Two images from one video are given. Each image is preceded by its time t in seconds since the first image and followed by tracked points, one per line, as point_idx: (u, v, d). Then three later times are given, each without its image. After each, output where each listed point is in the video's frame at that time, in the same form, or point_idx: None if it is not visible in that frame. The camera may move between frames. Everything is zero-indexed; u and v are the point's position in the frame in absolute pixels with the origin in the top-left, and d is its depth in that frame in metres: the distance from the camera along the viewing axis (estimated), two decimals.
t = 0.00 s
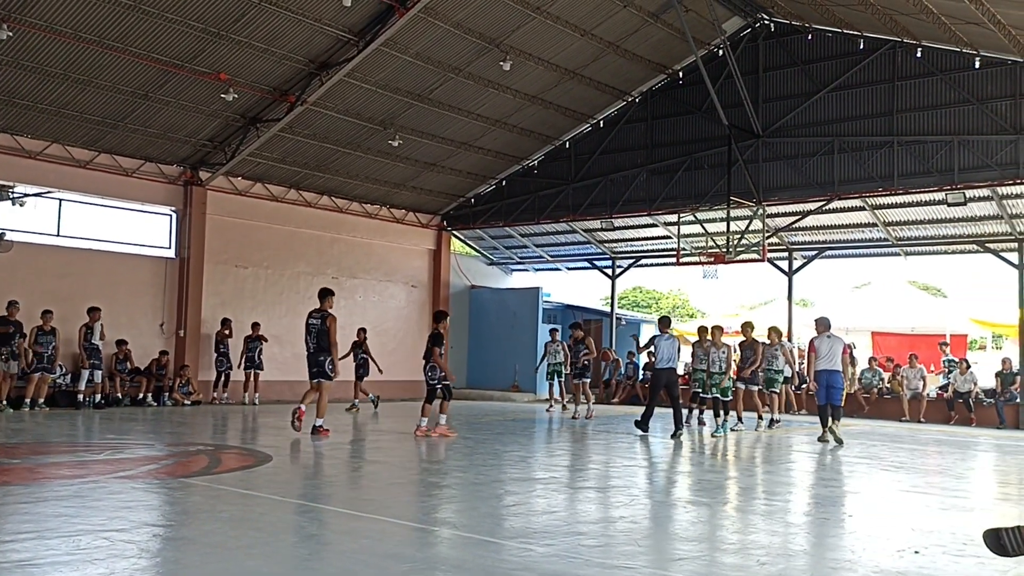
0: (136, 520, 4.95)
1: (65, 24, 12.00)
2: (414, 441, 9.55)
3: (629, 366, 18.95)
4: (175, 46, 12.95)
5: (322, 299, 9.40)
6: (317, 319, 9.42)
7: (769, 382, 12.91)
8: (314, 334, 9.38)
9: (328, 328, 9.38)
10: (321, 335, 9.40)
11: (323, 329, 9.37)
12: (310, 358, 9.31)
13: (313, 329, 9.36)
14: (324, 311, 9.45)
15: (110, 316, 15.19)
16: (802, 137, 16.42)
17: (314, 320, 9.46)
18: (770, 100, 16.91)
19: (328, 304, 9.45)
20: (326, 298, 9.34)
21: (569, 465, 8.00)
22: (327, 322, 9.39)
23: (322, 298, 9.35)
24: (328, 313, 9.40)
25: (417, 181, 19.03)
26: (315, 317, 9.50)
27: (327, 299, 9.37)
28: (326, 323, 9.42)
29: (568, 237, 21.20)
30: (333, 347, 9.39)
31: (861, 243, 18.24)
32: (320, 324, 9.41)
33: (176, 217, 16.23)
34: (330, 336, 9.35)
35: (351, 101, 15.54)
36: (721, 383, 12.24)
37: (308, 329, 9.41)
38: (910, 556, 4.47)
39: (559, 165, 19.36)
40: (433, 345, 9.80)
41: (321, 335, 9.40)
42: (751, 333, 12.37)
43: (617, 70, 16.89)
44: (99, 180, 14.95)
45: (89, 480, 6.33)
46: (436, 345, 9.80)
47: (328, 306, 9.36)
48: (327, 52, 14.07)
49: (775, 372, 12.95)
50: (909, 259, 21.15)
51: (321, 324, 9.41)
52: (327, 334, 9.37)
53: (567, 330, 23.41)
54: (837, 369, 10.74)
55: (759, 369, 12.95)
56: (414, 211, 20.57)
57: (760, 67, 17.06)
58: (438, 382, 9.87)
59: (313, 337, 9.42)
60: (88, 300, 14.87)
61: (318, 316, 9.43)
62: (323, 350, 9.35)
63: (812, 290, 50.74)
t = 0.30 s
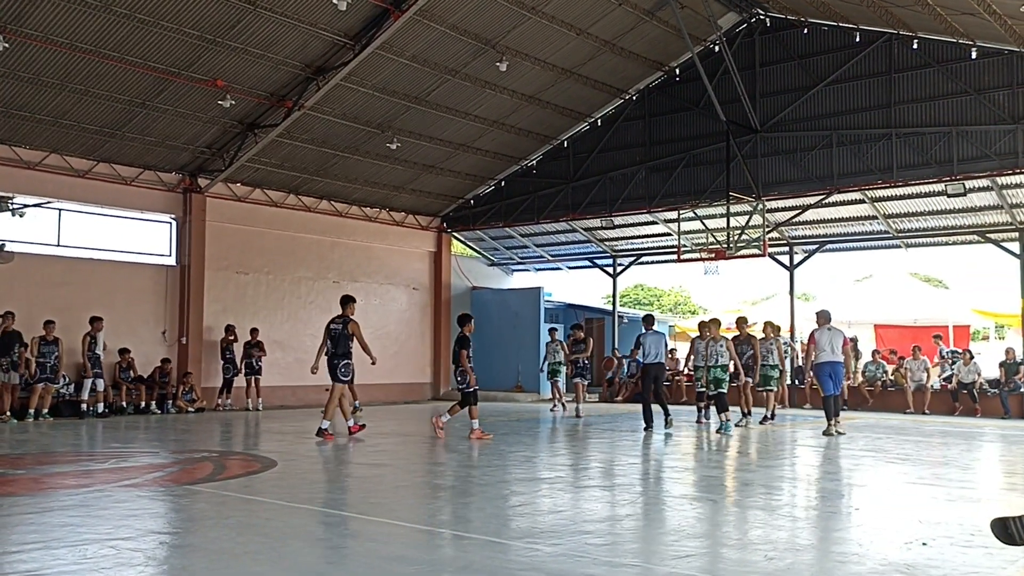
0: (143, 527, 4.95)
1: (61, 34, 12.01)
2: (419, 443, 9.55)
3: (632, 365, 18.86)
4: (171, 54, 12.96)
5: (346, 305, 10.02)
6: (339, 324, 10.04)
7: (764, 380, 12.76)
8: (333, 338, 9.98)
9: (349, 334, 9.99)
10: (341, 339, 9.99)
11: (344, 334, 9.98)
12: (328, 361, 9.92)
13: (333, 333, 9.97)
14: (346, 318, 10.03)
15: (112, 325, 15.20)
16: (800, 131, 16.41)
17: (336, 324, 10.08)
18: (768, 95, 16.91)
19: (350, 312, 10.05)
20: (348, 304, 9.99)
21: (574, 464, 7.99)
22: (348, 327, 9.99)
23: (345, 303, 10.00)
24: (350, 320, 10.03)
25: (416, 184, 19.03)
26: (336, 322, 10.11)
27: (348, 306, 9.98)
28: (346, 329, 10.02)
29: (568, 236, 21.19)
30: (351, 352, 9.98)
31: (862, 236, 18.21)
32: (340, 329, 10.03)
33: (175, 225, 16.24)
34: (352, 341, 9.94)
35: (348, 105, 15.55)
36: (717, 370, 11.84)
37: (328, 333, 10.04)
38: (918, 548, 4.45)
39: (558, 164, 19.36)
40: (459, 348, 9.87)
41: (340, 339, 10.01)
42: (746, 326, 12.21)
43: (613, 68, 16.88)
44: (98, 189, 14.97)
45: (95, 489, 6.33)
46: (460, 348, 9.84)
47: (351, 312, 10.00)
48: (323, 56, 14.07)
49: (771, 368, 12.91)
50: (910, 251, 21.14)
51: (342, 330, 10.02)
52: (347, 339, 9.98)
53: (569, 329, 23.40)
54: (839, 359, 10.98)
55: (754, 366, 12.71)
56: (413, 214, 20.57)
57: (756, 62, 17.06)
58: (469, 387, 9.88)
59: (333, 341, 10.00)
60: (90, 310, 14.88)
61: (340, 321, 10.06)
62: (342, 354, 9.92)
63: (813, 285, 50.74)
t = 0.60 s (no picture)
0: (141, 526, 4.95)
1: (59, 32, 11.99)
2: (417, 443, 9.54)
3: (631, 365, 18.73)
4: (169, 52, 12.94)
5: (361, 304, 10.32)
6: (356, 323, 10.37)
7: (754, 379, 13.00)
8: (352, 337, 10.35)
9: (365, 332, 10.29)
10: (359, 338, 10.35)
11: (361, 333, 10.32)
12: (348, 359, 10.38)
13: (351, 332, 10.35)
14: (363, 316, 10.34)
15: (110, 324, 15.18)
16: (798, 131, 16.42)
17: (354, 323, 10.42)
18: (766, 95, 16.92)
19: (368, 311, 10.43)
20: (363, 304, 10.28)
21: (572, 464, 7.99)
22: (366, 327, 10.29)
23: (360, 303, 10.33)
24: (367, 318, 10.31)
25: (414, 183, 19.02)
26: (354, 320, 10.46)
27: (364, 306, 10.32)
28: (363, 327, 10.32)
29: (566, 235, 21.19)
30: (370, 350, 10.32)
31: (860, 237, 18.22)
32: (358, 327, 10.34)
33: (173, 224, 16.22)
34: (368, 339, 10.26)
35: (346, 104, 15.53)
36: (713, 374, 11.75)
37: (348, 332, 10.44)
38: (916, 548, 4.45)
39: (556, 164, 19.36)
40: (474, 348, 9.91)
41: (358, 337, 10.37)
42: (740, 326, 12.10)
43: (612, 67, 16.88)
44: (96, 187, 14.95)
45: (92, 488, 6.32)
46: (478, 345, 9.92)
47: (366, 312, 10.27)
48: (321, 55, 14.06)
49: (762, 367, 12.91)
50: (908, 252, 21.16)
51: (359, 328, 10.33)
52: (365, 338, 10.30)
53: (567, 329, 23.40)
54: (836, 359, 11.09)
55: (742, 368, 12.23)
56: (411, 213, 20.56)
57: (755, 62, 17.07)
58: (492, 385, 9.94)
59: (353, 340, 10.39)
60: (88, 309, 14.87)
61: (357, 320, 10.38)
62: (361, 352, 10.30)
63: (811, 285, 50.81)
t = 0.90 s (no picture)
0: (131, 526, 4.93)
1: (50, 30, 11.94)
2: (409, 443, 9.53)
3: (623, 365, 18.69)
4: (161, 51, 12.90)
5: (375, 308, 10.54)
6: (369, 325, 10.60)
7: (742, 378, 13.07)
8: (365, 338, 10.59)
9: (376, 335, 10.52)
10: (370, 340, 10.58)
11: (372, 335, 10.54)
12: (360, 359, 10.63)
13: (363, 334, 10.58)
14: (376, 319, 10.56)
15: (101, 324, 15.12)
16: (790, 132, 16.46)
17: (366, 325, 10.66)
18: (759, 96, 16.96)
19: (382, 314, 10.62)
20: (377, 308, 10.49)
21: (564, 464, 7.99)
22: (377, 329, 10.46)
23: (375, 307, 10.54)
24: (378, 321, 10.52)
25: (407, 183, 19.00)
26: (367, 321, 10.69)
27: (378, 309, 10.49)
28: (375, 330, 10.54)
29: (559, 235, 21.20)
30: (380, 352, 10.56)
31: (852, 237, 18.27)
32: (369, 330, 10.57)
33: (165, 223, 16.15)
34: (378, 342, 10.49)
35: (339, 103, 15.51)
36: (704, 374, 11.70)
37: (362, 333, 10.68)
38: (906, 547, 4.47)
39: (549, 164, 19.36)
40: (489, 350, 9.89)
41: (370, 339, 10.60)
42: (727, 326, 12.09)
43: (604, 67, 16.89)
44: (88, 186, 14.89)
45: (83, 488, 6.30)
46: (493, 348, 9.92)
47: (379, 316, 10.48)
48: (314, 54, 14.02)
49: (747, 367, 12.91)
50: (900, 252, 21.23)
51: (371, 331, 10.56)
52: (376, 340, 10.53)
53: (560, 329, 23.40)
54: (828, 358, 11.17)
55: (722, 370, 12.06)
56: (404, 213, 20.53)
57: (747, 63, 17.11)
58: (507, 386, 9.92)
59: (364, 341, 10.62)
60: (79, 308, 14.81)
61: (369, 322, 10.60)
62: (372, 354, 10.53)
63: (803, 285, 50.94)
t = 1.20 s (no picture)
0: (120, 522, 4.91)
1: (43, 23, 11.88)
2: (400, 440, 9.52)
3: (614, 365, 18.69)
4: (154, 45, 12.84)
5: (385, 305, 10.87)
6: (379, 321, 10.86)
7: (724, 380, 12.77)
8: (375, 334, 10.80)
9: (388, 330, 10.79)
10: (380, 335, 10.80)
11: (384, 329, 10.79)
12: (371, 355, 10.79)
13: (374, 329, 10.79)
14: (386, 316, 10.86)
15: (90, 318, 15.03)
16: (783, 134, 16.50)
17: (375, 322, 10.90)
18: (752, 98, 16.99)
19: (391, 312, 10.95)
20: (389, 305, 10.82)
21: (554, 463, 8.00)
22: (389, 324, 10.74)
23: (385, 304, 10.88)
24: (390, 317, 10.85)
25: (400, 180, 18.96)
26: (375, 319, 10.95)
27: (389, 306, 10.83)
28: (386, 325, 10.82)
29: (552, 235, 21.21)
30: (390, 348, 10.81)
31: (844, 240, 18.34)
32: (380, 325, 10.82)
33: (156, 217, 16.08)
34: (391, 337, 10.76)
35: (333, 100, 15.47)
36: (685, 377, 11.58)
37: (370, 329, 10.89)
38: (895, 549, 4.48)
39: (542, 163, 19.36)
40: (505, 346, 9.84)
41: (380, 334, 10.83)
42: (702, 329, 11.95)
43: (599, 67, 16.89)
44: (79, 180, 14.81)
45: (72, 483, 6.26)
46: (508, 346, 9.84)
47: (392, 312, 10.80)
48: (308, 50, 13.98)
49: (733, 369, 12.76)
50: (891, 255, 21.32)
51: (382, 326, 10.81)
52: (387, 335, 10.79)
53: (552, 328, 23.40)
54: (817, 361, 11.22)
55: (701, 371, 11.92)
56: (397, 210, 20.50)
57: (742, 65, 17.14)
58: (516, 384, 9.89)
59: (374, 336, 10.82)
60: (70, 302, 14.76)
61: (379, 319, 10.88)
62: (384, 348, 10.74)
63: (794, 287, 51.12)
